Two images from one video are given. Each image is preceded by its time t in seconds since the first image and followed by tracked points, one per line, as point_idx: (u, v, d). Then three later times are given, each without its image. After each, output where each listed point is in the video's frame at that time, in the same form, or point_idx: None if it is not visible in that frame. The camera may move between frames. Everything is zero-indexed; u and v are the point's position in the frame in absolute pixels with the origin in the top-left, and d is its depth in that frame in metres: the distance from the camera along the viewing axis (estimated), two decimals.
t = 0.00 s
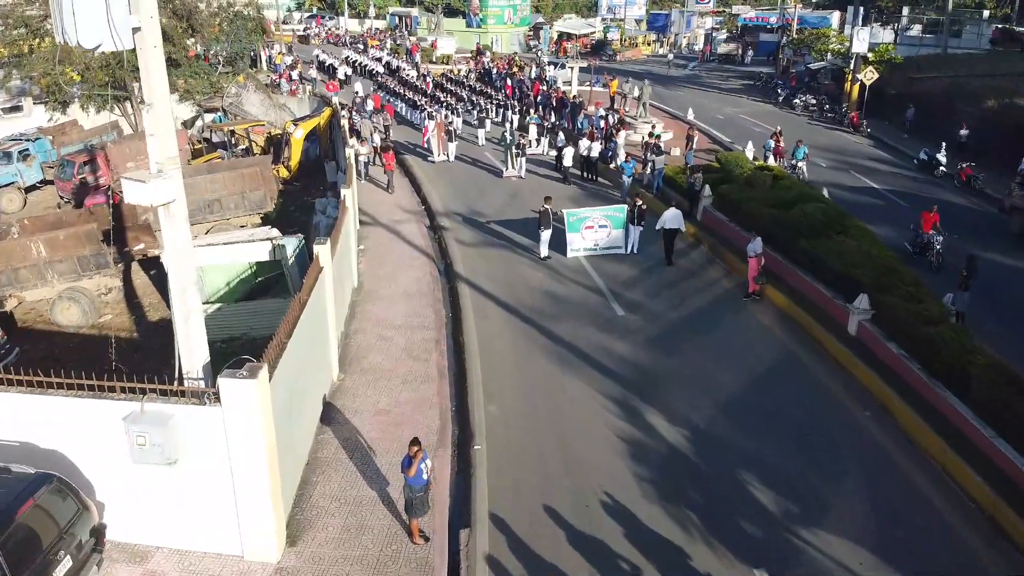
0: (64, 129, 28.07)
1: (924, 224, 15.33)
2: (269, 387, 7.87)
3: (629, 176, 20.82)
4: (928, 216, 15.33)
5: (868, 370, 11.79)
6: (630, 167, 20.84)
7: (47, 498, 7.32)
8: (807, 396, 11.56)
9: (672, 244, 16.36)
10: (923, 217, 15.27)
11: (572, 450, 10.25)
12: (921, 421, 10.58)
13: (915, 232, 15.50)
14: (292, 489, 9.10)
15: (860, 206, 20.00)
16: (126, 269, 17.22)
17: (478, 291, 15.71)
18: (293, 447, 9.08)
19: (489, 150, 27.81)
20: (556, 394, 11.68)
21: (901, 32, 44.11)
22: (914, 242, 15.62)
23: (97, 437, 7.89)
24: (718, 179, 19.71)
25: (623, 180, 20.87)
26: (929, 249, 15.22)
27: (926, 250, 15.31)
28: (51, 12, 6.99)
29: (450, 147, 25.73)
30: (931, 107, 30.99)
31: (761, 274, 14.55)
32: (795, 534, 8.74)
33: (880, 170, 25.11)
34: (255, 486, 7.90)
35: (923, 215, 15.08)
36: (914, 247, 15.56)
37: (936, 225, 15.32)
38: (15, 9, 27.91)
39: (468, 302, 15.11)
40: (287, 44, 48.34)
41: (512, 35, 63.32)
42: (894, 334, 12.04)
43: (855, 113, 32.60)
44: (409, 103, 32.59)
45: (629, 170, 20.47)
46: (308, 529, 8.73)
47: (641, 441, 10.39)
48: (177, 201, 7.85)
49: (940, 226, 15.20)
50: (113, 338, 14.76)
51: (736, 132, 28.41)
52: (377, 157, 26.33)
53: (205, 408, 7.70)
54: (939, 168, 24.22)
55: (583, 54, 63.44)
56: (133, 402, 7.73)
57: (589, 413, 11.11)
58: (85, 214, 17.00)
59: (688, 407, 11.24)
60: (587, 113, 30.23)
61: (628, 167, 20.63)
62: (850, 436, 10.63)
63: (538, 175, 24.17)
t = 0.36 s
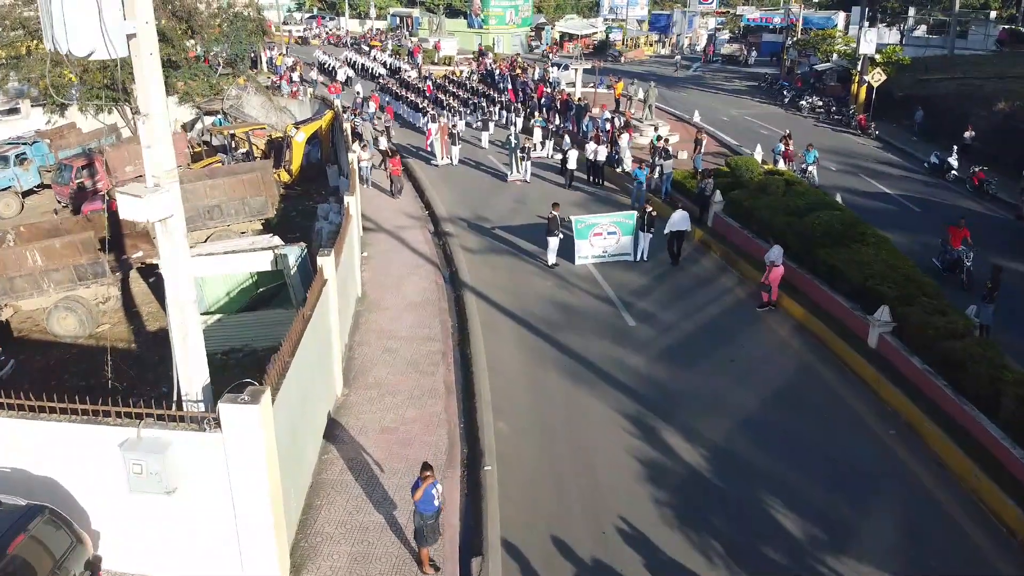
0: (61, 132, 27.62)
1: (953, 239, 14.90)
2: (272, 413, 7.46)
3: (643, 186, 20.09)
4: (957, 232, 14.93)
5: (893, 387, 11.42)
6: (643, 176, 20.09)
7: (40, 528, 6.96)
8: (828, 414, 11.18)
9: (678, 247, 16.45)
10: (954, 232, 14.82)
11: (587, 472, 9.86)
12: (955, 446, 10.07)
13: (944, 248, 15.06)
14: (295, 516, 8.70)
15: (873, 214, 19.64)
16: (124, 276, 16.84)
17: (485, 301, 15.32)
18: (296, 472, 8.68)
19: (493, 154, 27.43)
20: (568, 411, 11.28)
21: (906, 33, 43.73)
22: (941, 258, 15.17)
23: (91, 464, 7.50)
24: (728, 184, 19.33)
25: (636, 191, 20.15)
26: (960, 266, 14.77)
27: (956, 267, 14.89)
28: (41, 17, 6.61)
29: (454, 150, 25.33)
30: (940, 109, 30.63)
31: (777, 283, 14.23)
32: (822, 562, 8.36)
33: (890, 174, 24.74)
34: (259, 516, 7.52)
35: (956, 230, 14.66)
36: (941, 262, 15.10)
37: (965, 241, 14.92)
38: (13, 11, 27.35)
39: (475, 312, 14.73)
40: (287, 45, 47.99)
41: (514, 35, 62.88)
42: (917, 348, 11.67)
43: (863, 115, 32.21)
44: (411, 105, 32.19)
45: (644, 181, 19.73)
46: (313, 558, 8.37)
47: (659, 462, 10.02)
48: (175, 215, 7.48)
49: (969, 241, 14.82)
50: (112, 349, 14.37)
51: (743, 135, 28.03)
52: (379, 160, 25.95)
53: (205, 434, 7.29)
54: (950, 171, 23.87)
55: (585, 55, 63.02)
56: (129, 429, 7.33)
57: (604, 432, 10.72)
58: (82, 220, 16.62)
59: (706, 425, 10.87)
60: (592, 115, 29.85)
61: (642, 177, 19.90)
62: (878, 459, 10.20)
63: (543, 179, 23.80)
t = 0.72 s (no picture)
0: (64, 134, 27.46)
1: (981, 253, 14.65)
2: (284, 425, 7.28)
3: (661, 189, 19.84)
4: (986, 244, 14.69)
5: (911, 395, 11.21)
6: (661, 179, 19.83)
7: (48, 545, 6.80)
8: (847, 422, 10.98)
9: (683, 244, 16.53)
10: (982, 245, 14.57)
11: (603, 483, 9.67)
12: (976, 455, 9.87)
13: (972, 261, 14.80)
14: (307, 529, 8.51)
15: (886, 217, 19.45)
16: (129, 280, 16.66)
17: (494, 305, 15.13)
18: (307, 484, 8.49)
19: (499, 155, 27.25)
20: (582, 419, 11.10)
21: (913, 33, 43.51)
22: (969, 272, 14.91)
23: (100, 477, 7.31)
24: (738, 187, 19.15)
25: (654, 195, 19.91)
26: (987, 280, 14.50)
27: (984, 281, 14.62)
28: (48, 20, 6.41)
29: (460, 152, 25.15)
30: (949, 110, 30.40)
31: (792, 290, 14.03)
32: None
33: (900, 175, 24.56)
34: (271, 530, 7.34)
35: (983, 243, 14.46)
36: (970, 276, 14.87)
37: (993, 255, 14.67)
38: (16, 11, 27.14)
39: (485, 317, 14.54)
40: (290, 45, 47.78)
41: (517, 35, 62.77)
42: (937, 355, 11.47)
43: (871, 116, 31.99)
44: (416, 106, 32.00)
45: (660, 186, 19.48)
46: (325, 572, 8.18)
47: (676, 473, 9.84)
48: (186, 222, 7.28)
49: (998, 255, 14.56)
50: (118, 354, 14.19)
51: (750, 136, 27.84)
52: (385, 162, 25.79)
53: (217, 448, 7.10)
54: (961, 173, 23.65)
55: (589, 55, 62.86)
56: (138, 442, 7.15)
57: (619, 441, 10.53)
58: (86, 224, 16.45)
59: (722, 433, 10.69)
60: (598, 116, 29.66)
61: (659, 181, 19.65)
62: (898, 468, 10.01)
63: (551, 181, 23.61)
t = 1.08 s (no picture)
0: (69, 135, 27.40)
1: (1005, 266, 14.32)
2: (297, 431, 7.24)
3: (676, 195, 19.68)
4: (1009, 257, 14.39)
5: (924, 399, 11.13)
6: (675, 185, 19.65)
7: (61, 552, 6.75)
8: (859, 427, 10.90)
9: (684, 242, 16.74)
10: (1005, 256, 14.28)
11: (615, 488, 9.62)
12: (990, 459, 9.79)
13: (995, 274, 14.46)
14: (318, 534, 8.46)
15: (894, 219, 19.38)
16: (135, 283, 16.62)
17: (502, 308, 15.06)
18: (318, 489, 8.44)
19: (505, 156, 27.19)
20: (593, 423, 11.04)
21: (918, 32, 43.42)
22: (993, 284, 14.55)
23: (116, 485, 7.27)
24: (746, 188, 19.07)
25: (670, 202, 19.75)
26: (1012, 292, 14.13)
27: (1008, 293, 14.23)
28: (61, 25, 6.37)
29: (465, 153, 25.08)
30: (956, 111, 30.30)
31: (803, 292, 13.97)
32: None
33: (908, 176, 24.48)
34: (284, 536, 7.29)
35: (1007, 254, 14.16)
36: (992, 289, 14.48)
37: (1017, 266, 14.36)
38: (20, 12, 27.06)
39: (493, 319, 14.49)
40: (294, 46, 47.80)
41: (521, 35, 62.75)
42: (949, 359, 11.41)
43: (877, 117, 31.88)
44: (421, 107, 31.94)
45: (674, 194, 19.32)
46: None
47: (689, 478, 9.78)
48: (199, 228, 7.25)
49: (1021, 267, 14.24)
50: (125, 357, 14.12)
51: (757, 137, 27.73)
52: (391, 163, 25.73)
53: (230, 454, 7.05)
54: (970, 173, 23.53)
55: (592, 55, 62.85)
56: (151, 448, 7.10)
57: (631, 445, 10.47)
58: (92, 226, 16.43)
59: (734, 437, 10.63)
60: (604, 117, 29.61)
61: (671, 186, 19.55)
62: (911, 472, 9.94)
63: (557, 183, 23.56)
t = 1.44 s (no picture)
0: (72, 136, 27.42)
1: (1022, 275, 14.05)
2: (306, 433, 7.25)
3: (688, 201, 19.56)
4: None
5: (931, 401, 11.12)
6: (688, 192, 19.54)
7: (72, 555, 6.76)
8: (866, 429, 10.90)
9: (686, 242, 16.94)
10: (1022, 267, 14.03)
11: (622, 491, 9.60)
12: (998, 462, 9.75)
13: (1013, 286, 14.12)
14: (327, 537, 8.46)
15: (898, 220, 19.38)
16: (140, 284, 16.62)
17: (507, 309, 15.05)
18: (327, 491, 8.44)
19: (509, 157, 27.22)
20: (599, 425, 11.04)
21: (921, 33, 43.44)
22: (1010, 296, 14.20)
23: (126, 487, 7.27)
24: (751, 189, 19.07)
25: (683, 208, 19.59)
26: None
27: None
28: (72, 30, 6.43)
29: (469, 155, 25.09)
30: (959, 111, 30.31)
31: (809, 294, 13.97)
32: None
33: (912, 177, 24.49)
34: (293, 539, 7.30)
35: None
36: (1009, 300, 14.12)
37: None
38: (24, 13, 27.05)
39: (498, 321, 14.50)
40: (298, 47, 47.90)
41: (523, 36, 62.77)
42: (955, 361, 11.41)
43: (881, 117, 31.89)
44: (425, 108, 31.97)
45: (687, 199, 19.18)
46: None
47: (696, 481, 9.76)
48: (209, 232, 7.27)
49: None
50: (131, 359, 14.14)
51: (761, 138, 27.74)
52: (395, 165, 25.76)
53: (239, 458, 7.04)
54: (974, 173, 23.53)
55: (594, 55, 62.90)
56: (161, 451, 7.10)
57: (638, 448, 10.45)
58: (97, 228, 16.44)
59: (741, 440, 10.61)
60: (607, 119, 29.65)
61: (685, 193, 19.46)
62: (919, 475, 9.91)
63: (560, 183, 23.58)
